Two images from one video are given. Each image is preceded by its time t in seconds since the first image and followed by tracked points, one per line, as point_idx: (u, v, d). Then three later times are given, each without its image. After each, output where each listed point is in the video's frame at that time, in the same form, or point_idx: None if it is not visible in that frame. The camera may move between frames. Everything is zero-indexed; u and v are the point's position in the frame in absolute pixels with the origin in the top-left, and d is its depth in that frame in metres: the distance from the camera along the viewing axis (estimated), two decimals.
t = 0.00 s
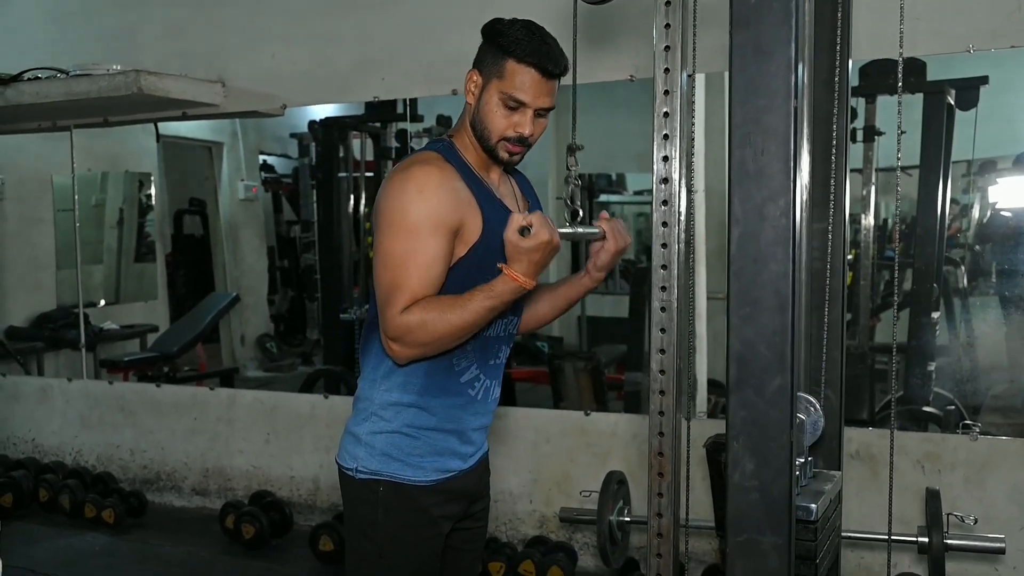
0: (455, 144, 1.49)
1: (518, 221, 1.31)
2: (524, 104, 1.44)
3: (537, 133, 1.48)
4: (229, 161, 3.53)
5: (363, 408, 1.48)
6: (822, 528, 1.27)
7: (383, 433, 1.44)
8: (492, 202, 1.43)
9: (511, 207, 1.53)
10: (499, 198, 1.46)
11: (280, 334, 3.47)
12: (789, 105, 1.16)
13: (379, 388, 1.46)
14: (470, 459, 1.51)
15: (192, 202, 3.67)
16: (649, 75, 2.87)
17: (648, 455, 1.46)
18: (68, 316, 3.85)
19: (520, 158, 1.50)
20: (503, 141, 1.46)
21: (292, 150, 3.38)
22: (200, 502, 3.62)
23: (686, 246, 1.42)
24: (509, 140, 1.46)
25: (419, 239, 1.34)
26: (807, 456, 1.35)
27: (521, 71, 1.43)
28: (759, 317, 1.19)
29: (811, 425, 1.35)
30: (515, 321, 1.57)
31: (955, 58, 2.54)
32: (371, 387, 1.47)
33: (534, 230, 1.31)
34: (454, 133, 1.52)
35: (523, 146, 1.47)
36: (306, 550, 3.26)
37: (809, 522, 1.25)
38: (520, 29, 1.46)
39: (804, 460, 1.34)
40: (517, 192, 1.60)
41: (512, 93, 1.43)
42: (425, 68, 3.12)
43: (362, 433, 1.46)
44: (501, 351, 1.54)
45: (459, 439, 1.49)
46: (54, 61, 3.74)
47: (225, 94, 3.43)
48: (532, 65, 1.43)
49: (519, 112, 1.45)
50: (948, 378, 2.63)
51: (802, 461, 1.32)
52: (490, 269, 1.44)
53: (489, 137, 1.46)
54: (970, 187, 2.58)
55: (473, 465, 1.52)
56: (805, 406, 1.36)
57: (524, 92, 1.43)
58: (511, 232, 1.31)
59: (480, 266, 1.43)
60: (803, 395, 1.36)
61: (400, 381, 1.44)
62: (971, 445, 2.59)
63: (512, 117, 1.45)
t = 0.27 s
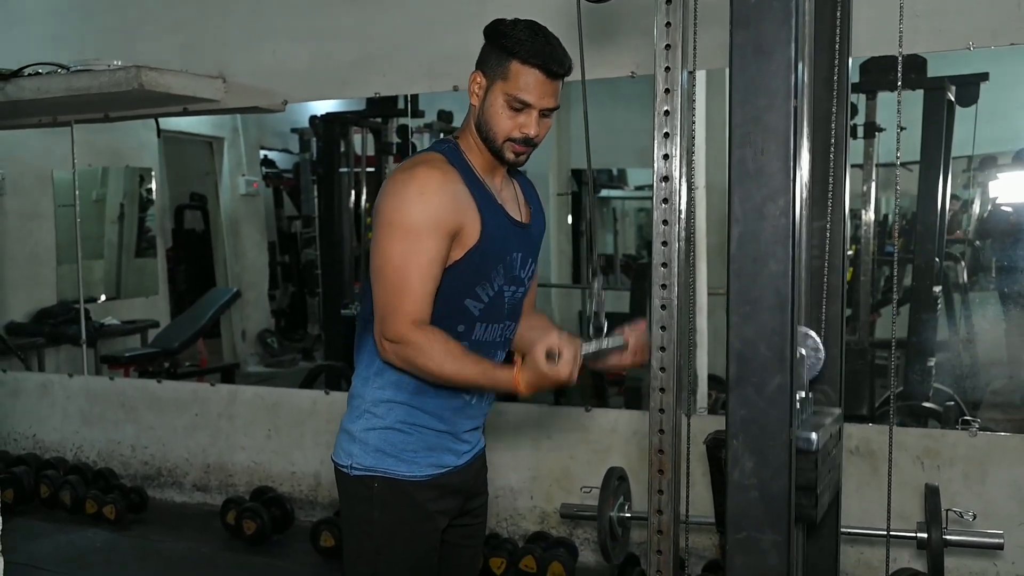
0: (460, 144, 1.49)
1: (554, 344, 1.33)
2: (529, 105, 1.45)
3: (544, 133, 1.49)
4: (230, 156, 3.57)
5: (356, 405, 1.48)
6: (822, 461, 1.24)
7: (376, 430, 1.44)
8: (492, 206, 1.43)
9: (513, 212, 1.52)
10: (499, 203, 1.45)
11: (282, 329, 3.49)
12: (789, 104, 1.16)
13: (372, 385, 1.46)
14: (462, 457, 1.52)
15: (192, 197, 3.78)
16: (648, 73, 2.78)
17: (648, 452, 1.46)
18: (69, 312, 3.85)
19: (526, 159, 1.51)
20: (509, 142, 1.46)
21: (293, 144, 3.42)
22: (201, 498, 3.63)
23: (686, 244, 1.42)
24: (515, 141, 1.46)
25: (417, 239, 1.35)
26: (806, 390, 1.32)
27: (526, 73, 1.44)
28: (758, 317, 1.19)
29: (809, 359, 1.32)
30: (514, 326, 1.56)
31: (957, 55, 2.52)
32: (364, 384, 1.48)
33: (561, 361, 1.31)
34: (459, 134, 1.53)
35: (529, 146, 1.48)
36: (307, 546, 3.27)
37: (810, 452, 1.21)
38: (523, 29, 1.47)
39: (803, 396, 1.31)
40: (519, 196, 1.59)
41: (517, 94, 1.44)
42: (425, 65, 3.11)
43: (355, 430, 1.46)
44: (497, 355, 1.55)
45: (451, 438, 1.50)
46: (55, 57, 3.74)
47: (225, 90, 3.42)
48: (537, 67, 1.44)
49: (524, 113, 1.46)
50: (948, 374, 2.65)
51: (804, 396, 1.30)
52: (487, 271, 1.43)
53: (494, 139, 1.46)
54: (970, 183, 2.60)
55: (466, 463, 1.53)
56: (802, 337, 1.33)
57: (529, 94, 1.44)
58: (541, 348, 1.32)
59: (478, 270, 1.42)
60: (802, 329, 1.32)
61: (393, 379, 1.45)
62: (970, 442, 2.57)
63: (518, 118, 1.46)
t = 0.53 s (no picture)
0: (438, 139, 1.50)
1: (499, 475, 1.37)
2: (509, 107, 1.45)
3: (521, 134, 1.50)
4: (229, 150, 3.54)
5: (350, 402, 1.49)
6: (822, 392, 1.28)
7: (371, 426, 1.46)
8: (472, 197, 1.44)
9: (492, 203, 1.52)
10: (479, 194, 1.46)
11: (282, 323, 3.49)
12: (787, 105, 1.17)
13: (366, 380, 1.47)
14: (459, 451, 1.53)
15: (192, 191, 3.73)
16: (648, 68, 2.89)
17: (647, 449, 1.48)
18: (70, 306, 3.86)
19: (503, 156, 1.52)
20: (486, 141, 1.47)
21: (292, 139, 3.39)
22: (203, 492, 3.64)
23: (684, 241, 1.43)
24: (492, 140, 1.47)
25: (401, 234, 1.36)
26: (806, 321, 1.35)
27: (507, 75, 1.43)
28: (756, 315, 1.20)
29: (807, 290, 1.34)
30: (503, 316, 1.57)
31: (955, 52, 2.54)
32: (357, 380, 1.48)
33: (494, 492, 1.36)
34: (438, 128, 1.53)
35: (506, 146, 1.49)
36: (308, 540, 3.28)
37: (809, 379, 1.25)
38: (507, 29, 1.45)
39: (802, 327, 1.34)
40: (500, 188, 1.59)
41: (497, 96, 1.44)
42: (425, 61, 3.12)
43: (351, 426, 1.48)
44: (487, 346, 1.56)
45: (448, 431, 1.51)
46: (54, 51, 3.74)
47: (225, 85, 3.44)
48: (519, 70, 1.43)
49: (503, 114, 1.46)
50: (947, 368, 2.65)
51: (804, 327, 1.33)
52: (472, 261, 1.44)
53: (472, 137, 1.47)
54: (970, 177, 2.59)
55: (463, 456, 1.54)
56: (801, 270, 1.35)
57: (509, 96, 1.44)
58: (479, 478, 1.37)
59: (460, 262, 1.43)
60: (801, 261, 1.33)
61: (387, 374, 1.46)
62: (969, 437, 2.60)
63: (496, 118, 1.46)
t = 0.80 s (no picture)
0: (425, 137, 1.49)
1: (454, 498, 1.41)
2: (498, 109, 1.45)
3: (509, 134, 1.50)
4: (230, 145, 3.52)
5: (349, 399, 1.50)
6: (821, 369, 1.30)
7: (370, 422, 1.47)
8: (461, 193, 1.44)
9: (481, 197, 1.51)
10: (468, 190, 1.47)
11: (283, 318, 3.49)
12: (786, 104, 1.17)
13: (363, 377, 1.48)
14: (457, 445, 1.53)
15: (194, 186, 3.69)
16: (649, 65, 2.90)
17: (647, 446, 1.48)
18: (72, 301, 3.86)
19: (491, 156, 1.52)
20: (475, 141, 1.47)
21: (294, 135, 3.39)
22: (205, 487, 3.66)
23: (685, 239, 1.43)
24: (480, 140, 1.47)
25: (390, 233, 1.37)
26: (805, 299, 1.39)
27: (496, 77, 1.43)
28: (755, 313, 1.21)
29: (808, 269, 1.39)
30: (498, 310, 1.57)
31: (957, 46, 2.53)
32: (356, 377, 1.49)
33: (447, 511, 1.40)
34: (426, 125, 1.52)
35: (493, 147, 1.49)
36: (309, 535, 3.30)
37: (808, 355, 1.27)
38: (498, 30, 1.45)
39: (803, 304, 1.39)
40: (490, 182, 1.57)
41: (487, 97, 1.44)
42: (426, 57, 3.12)
43: (349, 423, 1.48)
44: (483, 340, 1.55)
45: (445, 425, 1.51)
46: (56, 47, 3.74)
47: (226, 81, 3.43)
48: (509, 73, 1.43)
49: (492, 115, 1.46)
50: (948, 363, 2.65)
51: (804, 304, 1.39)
52: (463, 256, 1.45)
53: (460, 136, 1.47)
54: (973, 171, 2.59)
55: (462, 451, 1.54)
56: (802, 248, 1.40)
57: (498, 98, 1.44)
58: (437, 493, 1.40)
59: (450, 258, 1.44)
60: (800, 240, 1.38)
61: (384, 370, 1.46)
62: (969, 433, 2.60)
63: (485, 118, 1.46)
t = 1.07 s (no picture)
0: (424, 133, 1.49)
1: (460, 491, 1.41)
2: (496, 105, 1.46)
3: (506, 131, 1.51)
4: (230, 138, 3.52)
5: (347, 394, 1.51)
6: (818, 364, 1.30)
7: (368, 417, 1.48)
8: (459, 190, 1.45)
9: (479, 194, 1.52)
10: (466, 186, 1.47)
11: (282, 312, 3.51)
12: (782, 102, 1.18)
13: (361, 372, 1.49)
14: (455, 440, 1.54)
15: (193, 180, 3.69)
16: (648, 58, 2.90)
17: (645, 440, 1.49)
18: (72, 295, 3.87)
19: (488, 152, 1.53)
20: (473, 137, 1.48)
21: (293, 128, 3.40)
22: (205, 482, 3.67)
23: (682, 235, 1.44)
24: (478, 137, 1.48)
25: (389, 229, 1.37)
26: (803, 295, 1.42)
27: (495, 74, 1.44)
28: (752, 309, 1.22)
29: (805, 264, 1.43)
30: (496, 307, 1.58)
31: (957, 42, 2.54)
32: (354, 372, 1.50)
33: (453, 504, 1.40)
34: (425, 121, 1.53)
35: (491, 143, 1.49)
36: (309, 529, 3.31)
37: (805, 352, 1.28)
38: (498, 28, 1.45)
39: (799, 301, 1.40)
40: (488, 180, 1.59)
41: (485, 94, 1.45)
42: (425, 52, 3.12)
43: (348, 417, 1.49)
44: (481, 336, 1.56)
45: (443, 420, 1.52)
46: (55, 41, 3.74)
47: (225, 76, 3.43)
48: (507, 69, 1.44)
49: (490, 112, 1.47)
50: (946, 356, 2.66)
51: (800, 300, 1.42)
52: (461, 253, 1.45)
53: (459, 132, 1.48)
54: (972, 163, 2.60)
55: (459, 446, 1.55)
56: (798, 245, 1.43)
57: (497, 95, 1.45)
58: (442, 487, 1.41)
59: (448, 256, 1.45)
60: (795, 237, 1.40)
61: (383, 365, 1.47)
62: (966, 426, 2.61)
63: (483, 115, 1.47)
